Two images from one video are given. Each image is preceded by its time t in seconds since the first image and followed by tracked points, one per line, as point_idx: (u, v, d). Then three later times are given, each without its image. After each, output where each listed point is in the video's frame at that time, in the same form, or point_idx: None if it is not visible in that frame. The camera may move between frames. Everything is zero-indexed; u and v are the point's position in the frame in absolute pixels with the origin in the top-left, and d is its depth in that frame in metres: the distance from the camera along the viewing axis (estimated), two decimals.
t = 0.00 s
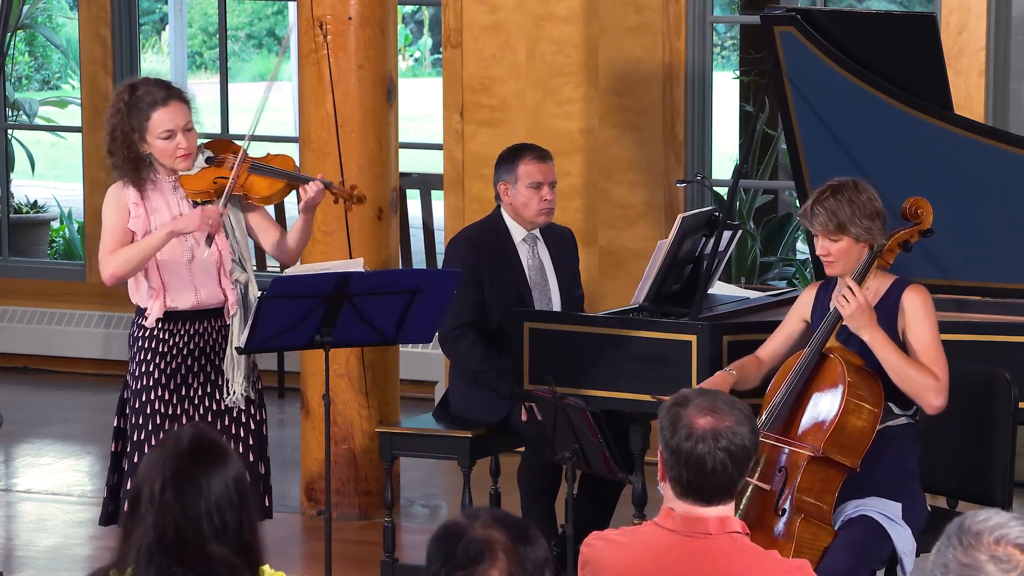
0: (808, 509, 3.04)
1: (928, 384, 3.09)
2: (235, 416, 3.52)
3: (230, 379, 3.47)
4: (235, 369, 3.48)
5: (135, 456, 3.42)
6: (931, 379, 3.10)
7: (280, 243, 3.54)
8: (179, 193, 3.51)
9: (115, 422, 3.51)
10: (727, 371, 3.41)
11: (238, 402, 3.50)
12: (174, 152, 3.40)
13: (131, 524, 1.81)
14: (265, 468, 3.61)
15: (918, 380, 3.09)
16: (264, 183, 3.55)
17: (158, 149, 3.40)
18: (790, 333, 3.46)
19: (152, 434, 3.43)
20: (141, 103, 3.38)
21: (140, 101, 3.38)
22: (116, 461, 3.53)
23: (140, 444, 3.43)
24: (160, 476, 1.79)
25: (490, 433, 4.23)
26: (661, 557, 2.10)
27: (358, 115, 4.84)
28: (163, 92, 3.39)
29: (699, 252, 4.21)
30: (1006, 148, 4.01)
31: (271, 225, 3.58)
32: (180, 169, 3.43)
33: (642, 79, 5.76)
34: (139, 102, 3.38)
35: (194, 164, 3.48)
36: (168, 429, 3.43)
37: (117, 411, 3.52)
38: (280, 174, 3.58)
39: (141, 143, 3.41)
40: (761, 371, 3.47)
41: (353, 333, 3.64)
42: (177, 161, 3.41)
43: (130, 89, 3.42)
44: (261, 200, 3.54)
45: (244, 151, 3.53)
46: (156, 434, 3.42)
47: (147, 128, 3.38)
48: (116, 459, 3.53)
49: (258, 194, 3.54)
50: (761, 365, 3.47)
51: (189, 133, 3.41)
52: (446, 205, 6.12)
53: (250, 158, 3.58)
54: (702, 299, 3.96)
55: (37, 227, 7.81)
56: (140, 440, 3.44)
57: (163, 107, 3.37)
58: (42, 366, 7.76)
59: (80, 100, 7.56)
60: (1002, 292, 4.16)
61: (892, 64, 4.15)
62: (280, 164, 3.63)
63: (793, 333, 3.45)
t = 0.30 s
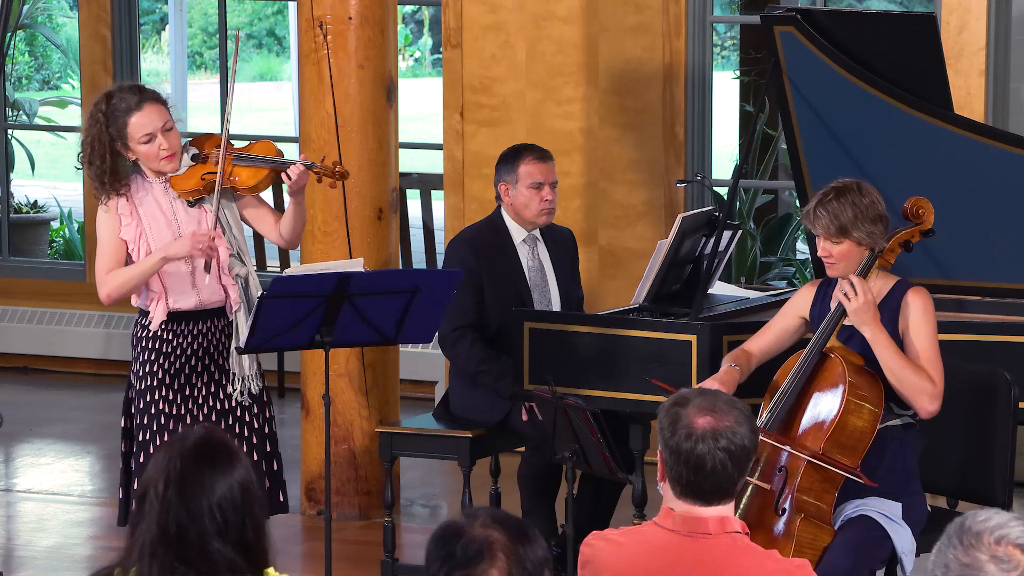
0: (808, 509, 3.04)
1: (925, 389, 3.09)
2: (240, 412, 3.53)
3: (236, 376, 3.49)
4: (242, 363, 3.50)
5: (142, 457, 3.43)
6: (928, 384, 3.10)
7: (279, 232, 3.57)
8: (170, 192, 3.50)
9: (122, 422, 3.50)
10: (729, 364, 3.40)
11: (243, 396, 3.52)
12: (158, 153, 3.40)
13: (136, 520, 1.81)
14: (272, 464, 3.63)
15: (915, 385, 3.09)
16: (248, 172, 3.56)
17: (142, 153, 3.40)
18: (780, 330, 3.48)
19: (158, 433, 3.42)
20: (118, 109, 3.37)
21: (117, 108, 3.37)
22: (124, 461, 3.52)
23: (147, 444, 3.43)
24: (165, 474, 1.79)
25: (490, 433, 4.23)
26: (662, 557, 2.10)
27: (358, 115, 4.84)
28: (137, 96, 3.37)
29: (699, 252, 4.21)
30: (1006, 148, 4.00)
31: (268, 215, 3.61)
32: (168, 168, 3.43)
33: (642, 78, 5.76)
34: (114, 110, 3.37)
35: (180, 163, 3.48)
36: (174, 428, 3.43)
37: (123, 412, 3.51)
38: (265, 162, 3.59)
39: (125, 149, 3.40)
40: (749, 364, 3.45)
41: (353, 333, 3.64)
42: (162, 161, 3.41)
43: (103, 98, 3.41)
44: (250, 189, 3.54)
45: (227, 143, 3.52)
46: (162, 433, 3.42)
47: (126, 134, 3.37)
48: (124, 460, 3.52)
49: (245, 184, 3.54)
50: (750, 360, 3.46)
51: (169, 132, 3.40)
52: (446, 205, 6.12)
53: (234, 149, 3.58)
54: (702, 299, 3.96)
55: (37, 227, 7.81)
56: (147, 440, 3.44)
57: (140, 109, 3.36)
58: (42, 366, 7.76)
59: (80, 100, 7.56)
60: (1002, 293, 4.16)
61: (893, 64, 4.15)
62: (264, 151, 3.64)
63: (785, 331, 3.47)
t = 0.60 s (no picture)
0: (808, 509, 3.05)
1: (928, 388, 3.09)
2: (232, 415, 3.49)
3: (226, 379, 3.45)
4: (229, 367, 3.47)
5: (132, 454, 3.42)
6: (932, 383, 3.10)
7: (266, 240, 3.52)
8: (171, 192, 3.49)
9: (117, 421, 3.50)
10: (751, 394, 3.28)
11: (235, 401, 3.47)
12: (161, 151, 3.41)
13: (145, 516, 1.80)
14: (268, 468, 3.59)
15: (919, 384, 3.09)
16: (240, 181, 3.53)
17: (146, 149, 3.42)
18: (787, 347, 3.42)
19: (148, 433, 3.40)
20: (130, 102, 3.40)
21: (130, 101, 3.40)
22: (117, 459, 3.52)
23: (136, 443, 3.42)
24: (177, 471, 1.78)
25: (490, 433, 4.23)
26: (663, 557, 2.10)
27: (358, 115, 4.84)
28: (150, 91, 3.39)
29: (699, 252, 4.22)
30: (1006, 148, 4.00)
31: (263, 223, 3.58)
32: (169, 168, 3.44)
33: (642, 78, 5.76)
34: (127, 102, 3.40)
35: (183, 162, 3.49)
36: (162, 428, 3.40)
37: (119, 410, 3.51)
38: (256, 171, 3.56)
39: (133, 141, 3.44)
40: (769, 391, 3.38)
41: (353, 333, 3.65)
42: (164, 159, 3.42)
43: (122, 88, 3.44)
44: (238, 198, 3.52)
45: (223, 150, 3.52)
46: (151, 433, 3.40)
47: (134, 127, 3.40)
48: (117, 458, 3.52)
49: (234, 193, 3.52)
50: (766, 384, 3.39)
51: (176, 132, 3.41)
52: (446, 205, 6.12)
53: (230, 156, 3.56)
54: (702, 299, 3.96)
55: (37, 227, 7.81)
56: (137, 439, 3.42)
57: (149, 105, 3.38)
58: (42, 366, 7.76)
59: (80, 100, 7.56)
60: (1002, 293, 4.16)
61: (893, 64, 4.15)
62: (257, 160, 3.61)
63: (791, 346, 3.41)
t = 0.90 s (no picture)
0: (808, 509, 3.05)
1: (919, 393, 3.08)
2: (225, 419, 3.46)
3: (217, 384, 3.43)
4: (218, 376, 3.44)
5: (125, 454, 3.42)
6: (921, 388, 3.09)
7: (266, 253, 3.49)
8: (183, 192, 3.49)
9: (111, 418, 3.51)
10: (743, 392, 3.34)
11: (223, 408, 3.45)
12: (182, 148, 3.42)
13: (166, 519, 1.78)
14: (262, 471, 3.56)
15: (909, 387, 3.08)
16: (252, 191, 3.50)
17: (168, 141, 3.42)
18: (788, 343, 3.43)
19: (140, 432, 3.41)
20: (164, 95, 3.38)
21: (164, 92, 3.38)
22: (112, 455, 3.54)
23: (129, 441, 3.43)
24: (198, 472, 1.76)
25: (490, 433, 4.23)
26: (662, 557, 2.10)
27: (358, 115, 4.84)
28: (186, 88, 3.38)
29: (699, 252, 4.22)
30: (1006, 148, 4.00)
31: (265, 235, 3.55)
32: (185, 165, 3.45)
33: (642, 78, 5.76)
34: (162, 92, 3.38)
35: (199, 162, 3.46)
36: (154, 428, 3.40)
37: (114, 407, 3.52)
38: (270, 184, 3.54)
39: (156, 130, 3.44)
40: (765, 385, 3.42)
41: (353, 333, 3.65)
42: (183, 156, 3.43)
43: (161, 76, 3.42)
44: (248, 207, 3.50)
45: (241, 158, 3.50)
46: (144, 433, 3.40)
47: (162, 118, 3.39)
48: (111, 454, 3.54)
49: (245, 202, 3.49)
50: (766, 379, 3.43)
51: (201, 132, 3.41)
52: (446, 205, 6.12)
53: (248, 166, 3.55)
54: (702, 299, 3.96)
55: (37, 227, 7.81)
56: (129, 438, 3.44)
57: (182, 102, 3.37)
58: (42, 366, 7.76)
59: (80, 100, 7.56)
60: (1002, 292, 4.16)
61: (892, 65, 4.15)
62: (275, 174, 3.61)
63: (793, 343, 3.42)
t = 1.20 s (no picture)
0: (808, 510, 3.05)
1: (921, 395, 3.08)
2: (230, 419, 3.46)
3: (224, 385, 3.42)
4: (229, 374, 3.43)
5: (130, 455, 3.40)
6: (922, 390, 3.09)
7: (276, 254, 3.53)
8: (189, 192, 3.51)
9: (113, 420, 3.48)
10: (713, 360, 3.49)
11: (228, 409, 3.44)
12: (192, 150, 3.41)
13: (181, 529, 1.77)
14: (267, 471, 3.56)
15: (909, 389, 3.08)
16: (269, 194, 3.57)
17: (177, 142, 3.41)
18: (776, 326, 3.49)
19: (146, 433, 3.38)
20: (175, 96, 3.37)
21: (174, 94, 3.37)
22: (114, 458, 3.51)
23: (135, 442, 3.40)
24: (213, 479, 1.76)
25: (490, 433, 4.23)
26: (662, 558, 2.10)
27: (358, 115, 4.84)
28: (200, 91, 3.38)
29: (699, 252, 4.22)
30: (1006, 148, 4.00)
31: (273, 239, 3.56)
32: (193, 167, 3.45)
33: (642, 78, 5.76)
34: (173, 93, 3.38)
35: (207, 164, 3.47)
36: (161, 428, 3.39)
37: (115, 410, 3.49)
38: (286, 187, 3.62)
39: (163, 131, 3.42)
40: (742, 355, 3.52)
41: (353, 334, 3.65)
42: (192, 159, 3.42)
43: (168, 77, 3.42)
44: (265, 211, 3.54)
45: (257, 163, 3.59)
46: (150, 433, 3.38)
47: (172, 120, 3.39)
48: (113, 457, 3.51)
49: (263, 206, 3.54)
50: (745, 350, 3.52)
51: (212, 135, 3.41)
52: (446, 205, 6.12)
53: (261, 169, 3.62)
54: (702, 299, 3.97)
55: (37, 228, 7.81)
56: (134, 439, 3.41)
57: (194, 104, 3.37)
58: (42, 366, 7.76)
59: (80, 100, 7.56)
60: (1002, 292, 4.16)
61: (893, 65, 4.15)
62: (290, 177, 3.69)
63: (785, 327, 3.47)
